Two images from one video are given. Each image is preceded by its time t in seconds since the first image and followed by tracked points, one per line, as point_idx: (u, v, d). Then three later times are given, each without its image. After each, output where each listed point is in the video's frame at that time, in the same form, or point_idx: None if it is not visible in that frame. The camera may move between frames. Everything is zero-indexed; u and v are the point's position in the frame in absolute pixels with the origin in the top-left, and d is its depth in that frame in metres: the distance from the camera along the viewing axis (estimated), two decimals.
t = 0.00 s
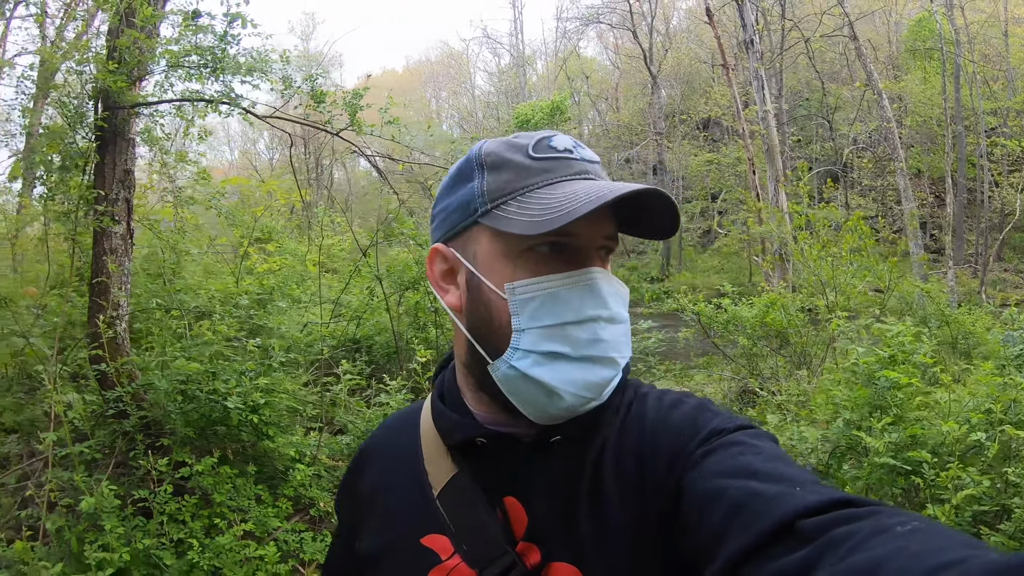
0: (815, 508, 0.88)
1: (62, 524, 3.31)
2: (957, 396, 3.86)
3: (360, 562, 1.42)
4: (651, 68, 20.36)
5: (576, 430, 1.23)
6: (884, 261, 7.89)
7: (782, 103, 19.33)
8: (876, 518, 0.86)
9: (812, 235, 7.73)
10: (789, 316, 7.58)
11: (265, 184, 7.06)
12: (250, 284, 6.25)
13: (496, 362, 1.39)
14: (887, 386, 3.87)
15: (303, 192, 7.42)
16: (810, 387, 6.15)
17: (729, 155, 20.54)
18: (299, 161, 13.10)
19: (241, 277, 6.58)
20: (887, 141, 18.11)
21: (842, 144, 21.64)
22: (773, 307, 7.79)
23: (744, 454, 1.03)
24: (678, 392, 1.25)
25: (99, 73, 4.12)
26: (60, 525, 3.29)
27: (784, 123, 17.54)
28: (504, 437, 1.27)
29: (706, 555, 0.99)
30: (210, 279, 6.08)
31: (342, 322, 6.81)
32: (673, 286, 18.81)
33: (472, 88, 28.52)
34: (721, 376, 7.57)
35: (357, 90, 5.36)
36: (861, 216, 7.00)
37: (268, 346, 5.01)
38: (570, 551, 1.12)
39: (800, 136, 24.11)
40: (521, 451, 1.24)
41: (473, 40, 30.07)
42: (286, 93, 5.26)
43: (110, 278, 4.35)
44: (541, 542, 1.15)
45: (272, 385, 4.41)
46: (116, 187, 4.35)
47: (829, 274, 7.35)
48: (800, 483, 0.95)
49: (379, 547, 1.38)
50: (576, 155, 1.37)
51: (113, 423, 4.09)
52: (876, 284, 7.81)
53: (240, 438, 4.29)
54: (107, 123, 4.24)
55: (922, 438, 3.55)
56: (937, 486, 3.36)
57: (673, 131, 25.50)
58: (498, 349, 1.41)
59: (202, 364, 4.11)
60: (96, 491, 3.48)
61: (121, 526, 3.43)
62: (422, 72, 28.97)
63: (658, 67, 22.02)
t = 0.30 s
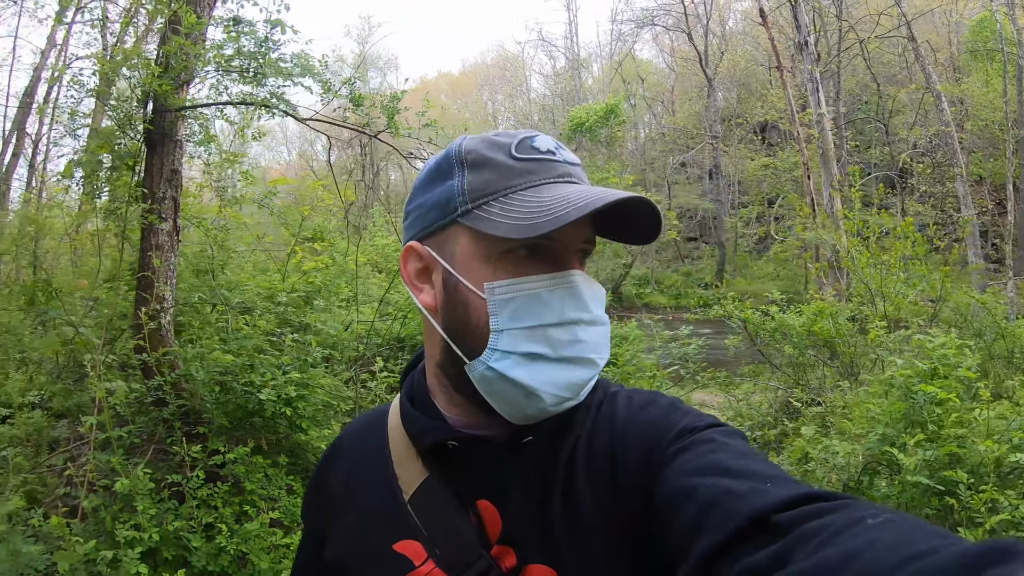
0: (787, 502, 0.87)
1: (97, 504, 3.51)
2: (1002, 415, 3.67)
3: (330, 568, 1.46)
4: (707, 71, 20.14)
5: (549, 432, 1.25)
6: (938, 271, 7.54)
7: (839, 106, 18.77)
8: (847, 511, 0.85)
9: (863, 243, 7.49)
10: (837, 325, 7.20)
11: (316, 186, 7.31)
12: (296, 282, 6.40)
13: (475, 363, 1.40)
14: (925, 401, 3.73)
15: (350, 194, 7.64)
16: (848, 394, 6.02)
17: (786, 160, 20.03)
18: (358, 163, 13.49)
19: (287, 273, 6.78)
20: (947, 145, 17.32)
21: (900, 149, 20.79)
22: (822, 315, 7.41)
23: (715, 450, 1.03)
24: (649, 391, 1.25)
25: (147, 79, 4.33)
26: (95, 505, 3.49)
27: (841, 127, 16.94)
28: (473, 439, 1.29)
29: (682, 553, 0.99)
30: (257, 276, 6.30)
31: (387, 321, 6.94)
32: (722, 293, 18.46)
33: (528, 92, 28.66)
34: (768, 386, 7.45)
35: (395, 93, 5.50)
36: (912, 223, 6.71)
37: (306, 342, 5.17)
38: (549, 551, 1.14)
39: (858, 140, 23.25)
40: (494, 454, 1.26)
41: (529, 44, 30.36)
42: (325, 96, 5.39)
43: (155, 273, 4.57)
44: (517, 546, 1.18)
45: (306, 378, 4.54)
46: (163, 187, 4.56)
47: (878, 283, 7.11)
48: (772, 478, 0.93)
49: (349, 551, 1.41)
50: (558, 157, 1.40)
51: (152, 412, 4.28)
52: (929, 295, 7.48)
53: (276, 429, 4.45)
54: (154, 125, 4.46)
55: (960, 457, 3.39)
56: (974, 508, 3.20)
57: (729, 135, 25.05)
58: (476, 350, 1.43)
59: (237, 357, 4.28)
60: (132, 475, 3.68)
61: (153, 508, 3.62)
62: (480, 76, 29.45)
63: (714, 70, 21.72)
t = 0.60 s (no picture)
0: (776, 505, 0.88)
1: (143, 491, 3.68)
2: None
3: None
4: (768, 71, 19.73)
5: (538, 438, 1.26)
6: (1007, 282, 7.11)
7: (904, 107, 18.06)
8: (837, 515, 0.86)
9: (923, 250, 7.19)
10: (893, 335, 6.82)
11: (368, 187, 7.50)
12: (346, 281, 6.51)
13: (455, 370, 1.44)
14: (973, 417, 3.58)
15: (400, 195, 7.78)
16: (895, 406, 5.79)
17: (848, 163, 19.41)
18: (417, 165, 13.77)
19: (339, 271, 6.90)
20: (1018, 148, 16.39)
21: (966, 151, 19.78)
22: (878, 324, 7.00)
23: (705, 456, 1.04)
24: (637, 398, 1.27)
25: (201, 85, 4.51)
26: (141, 492, 3.66)
27: (904, 129, 16.23)
28: (463, 447, 1.31)
29: (674, 560, 0.99)
30: (310, 273, 6.49)
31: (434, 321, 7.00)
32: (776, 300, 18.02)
33: (586, 94, 28.57)
34: (821, 396, 7.32)
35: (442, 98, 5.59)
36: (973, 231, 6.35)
37: (350, 339, 5.29)
38: (539, 558, 1.14)
39: (924, 142, 22.20)
40: (483, 461, 1.27)
41: (586, 45, 30.33)
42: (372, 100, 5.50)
43: (206, 271, 4.73)
44: (507, 554, 1.18)
45: (348, 375, 4.63)
46: (215, 188, 4.71)
47: (935, 292, 6.82)
48: (760, 483, 0.95)
49: (340, 559, 1.42)
50: (534, 160, 1.43)
51: (200, 404, 4.45)
52: (994, 307, 7.12)
53: (320, 425, 4.56)
54: (207, 128, 4.60)
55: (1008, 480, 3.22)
56: None
57: (789, 137, 24.41)
58: (456, 357, 1.48)
59: (282, 353, 4.41)
60: (176, 463, 3.85)
61: (195, 496, 3.78)
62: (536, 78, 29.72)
63: (776, 70, 21.22)
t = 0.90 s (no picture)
0: (777, 507, 0.90)
1: (171, 490, 3.80)
2: None
3: None
4: (797, 70, 19.49)
5: (541, 440, 1.26)
6: None
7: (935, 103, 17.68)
8: (836, 517, 0.87)
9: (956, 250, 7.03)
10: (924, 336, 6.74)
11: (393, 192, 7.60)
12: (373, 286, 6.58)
13: (446, 373, 1.51)
14: (998, 420, 3.52)
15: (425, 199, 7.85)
16: (924, 406, 5.68)
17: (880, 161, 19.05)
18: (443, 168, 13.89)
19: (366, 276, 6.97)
20: None
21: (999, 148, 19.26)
22: (909, 325, 6.89)
23: (708, 459, 1.05)
24: (642, 400, 1.28)
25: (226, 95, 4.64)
26: (170, 491, 3.77)
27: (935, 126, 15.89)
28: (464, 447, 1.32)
29: (675, 560, 1.00)
30: (338, 278, 6.59)
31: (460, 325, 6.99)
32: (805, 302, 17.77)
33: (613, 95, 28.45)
34: (851, 399, 7.19)
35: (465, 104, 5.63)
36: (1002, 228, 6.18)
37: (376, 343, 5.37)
38: (542, 558, 1.15)
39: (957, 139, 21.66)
40: (487, 462, 1.28)
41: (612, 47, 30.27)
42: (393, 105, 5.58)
43: (233, 275, 4.92)
44: (510, 553, 1.19)
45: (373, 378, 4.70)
46: (242, 195, 4.90)
47: (965, 292, 6.67)
48: (762, 485, 0.97)
49: (348, 557, 1.44)
50: (527, 167, 1.47)
51: (228, 405, 4.60)
52: None
53: (345, 427, 4.63)
54: (233, 138, 4.76)
55: None
56: None
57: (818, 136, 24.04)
58: (450, 361, 1.54)
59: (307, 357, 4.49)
60: (204, 463, 3.96)
61: (222, 495, 3.87)
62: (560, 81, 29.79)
63: (802, 68, 20.97)
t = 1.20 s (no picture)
0: (787, 508, 0.88)
1: (157, 498, 3.73)
2: None
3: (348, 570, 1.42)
4: (767, 70, 19.78)
5: (553, 433, 1.21)
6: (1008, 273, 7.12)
7: (903, 102, 18.09)
8: (845, 520, 0.85)
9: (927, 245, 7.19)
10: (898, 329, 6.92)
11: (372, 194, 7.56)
12: (355, 288, 6.53)
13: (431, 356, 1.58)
14: (976, 408, 3.61)
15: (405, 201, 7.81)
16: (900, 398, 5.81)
17: (849, 159, 19.44)
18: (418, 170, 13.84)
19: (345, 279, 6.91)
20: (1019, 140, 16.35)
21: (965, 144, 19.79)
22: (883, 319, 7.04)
23: (721, 457, 1.02)
24: (656, 395, 1.23)
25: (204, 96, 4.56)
26: (156, 499, 3.71)
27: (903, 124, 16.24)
28: (485, 440, 1.30)
29: (685, 558, 0.98)
30: (318, 281, 6.52)
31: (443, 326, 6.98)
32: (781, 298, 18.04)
33: (587, 96, 28.57)
34: (827, 392, 7.31)
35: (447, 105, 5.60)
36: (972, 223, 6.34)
37: (360, 345, 5.34)
38: (552, 553, 1.10)
39: (924, 137, 22.22)
40: (502, 454, 1.24)
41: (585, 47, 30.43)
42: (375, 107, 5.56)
43: (215, 280, 4.84)
44: (522, 545, 1.14)
45: (359, 382, 4.66)
46: (223, 198, 4.82)
47: (938, 286, 6.82)
48: (774, 485, 0.94)
49: (362, 549, 1.39)
50: (513, 163, 1.42)
51: (212, 411, 4.53)
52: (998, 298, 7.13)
53: (330, 430, 4.59)
54: (213, 140, 4.69)
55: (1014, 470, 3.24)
56: None
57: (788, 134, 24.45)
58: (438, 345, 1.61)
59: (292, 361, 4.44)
60: (190, 471, 3.90)
61: (209, 502, 3.81)
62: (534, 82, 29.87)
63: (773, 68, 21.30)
